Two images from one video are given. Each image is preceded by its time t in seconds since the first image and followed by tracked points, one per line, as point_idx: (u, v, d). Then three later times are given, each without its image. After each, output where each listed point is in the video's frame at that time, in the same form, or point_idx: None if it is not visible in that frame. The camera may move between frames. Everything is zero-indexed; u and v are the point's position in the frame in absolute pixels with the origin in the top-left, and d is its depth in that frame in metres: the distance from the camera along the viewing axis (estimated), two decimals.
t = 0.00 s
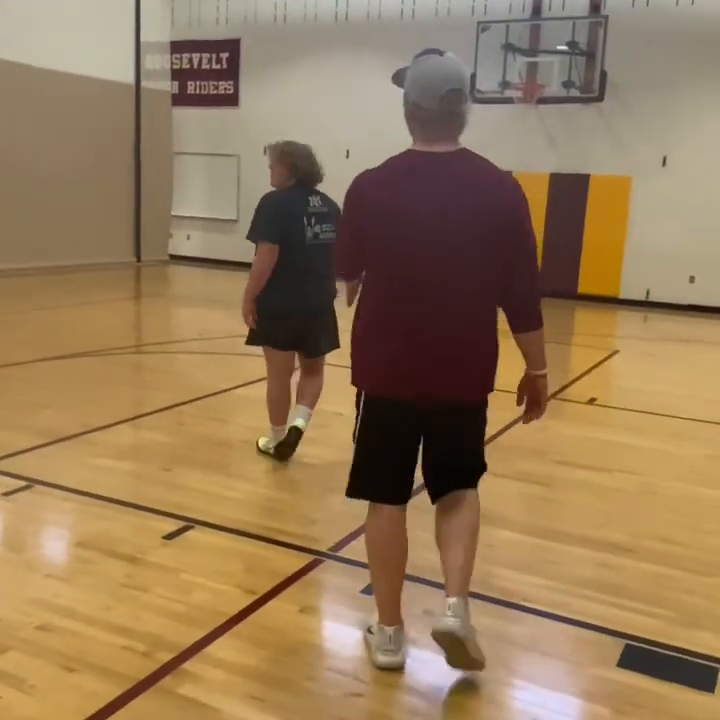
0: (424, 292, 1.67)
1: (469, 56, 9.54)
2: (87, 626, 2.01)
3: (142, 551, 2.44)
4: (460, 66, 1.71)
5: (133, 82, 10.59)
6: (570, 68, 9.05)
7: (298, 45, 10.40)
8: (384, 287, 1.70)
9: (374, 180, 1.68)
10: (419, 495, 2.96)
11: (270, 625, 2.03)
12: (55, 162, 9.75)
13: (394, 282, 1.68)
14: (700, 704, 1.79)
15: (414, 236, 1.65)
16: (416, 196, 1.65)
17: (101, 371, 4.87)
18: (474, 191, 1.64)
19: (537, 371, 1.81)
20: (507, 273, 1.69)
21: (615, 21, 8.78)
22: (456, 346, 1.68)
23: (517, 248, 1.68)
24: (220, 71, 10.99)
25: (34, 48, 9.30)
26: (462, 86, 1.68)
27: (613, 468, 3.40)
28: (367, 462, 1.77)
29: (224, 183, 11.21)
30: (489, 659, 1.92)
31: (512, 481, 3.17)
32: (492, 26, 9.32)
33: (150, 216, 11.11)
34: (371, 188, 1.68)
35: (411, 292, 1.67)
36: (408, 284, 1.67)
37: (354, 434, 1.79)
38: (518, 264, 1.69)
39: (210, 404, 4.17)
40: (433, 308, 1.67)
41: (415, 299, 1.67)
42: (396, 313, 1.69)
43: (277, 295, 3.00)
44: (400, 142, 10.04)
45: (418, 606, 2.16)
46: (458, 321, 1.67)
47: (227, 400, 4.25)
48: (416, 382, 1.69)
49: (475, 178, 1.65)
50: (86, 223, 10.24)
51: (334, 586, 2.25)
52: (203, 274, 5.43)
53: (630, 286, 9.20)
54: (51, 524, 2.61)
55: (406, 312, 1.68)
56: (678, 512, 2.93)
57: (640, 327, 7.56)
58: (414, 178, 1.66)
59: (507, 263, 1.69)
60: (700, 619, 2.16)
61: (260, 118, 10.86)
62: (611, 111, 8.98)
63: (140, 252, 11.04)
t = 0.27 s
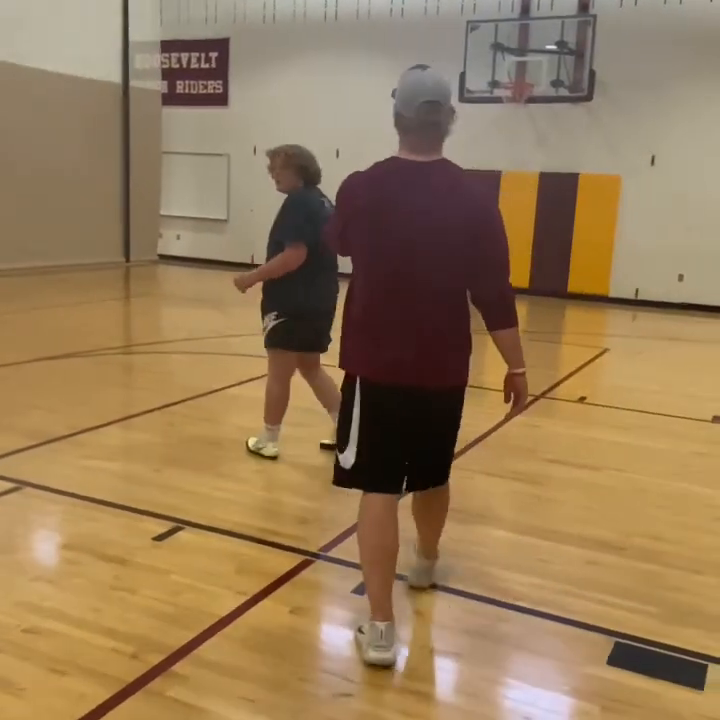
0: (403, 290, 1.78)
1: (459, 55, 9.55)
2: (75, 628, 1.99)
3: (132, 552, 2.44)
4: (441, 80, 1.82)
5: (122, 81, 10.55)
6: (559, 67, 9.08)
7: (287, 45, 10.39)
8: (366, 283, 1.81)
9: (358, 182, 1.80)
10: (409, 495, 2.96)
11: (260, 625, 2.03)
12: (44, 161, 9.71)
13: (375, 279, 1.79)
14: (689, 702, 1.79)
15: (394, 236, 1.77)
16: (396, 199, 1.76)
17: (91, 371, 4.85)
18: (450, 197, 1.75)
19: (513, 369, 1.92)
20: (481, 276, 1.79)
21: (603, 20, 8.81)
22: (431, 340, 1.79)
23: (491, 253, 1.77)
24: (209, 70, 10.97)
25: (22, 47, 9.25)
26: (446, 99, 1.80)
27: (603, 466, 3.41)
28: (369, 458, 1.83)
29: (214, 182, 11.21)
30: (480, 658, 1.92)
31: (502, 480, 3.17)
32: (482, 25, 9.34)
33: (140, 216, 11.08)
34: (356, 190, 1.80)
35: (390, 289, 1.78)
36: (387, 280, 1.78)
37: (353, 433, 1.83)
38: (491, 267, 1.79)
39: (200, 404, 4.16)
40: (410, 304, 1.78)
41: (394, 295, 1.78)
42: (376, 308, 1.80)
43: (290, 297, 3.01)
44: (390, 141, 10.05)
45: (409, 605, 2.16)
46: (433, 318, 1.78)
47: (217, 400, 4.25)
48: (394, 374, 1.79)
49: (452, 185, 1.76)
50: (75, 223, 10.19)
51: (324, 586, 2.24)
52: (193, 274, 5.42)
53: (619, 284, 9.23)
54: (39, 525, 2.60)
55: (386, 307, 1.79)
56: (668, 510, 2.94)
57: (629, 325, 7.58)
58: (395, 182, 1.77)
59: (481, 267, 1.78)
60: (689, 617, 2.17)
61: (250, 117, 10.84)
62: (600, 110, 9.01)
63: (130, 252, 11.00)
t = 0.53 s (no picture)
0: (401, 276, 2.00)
1: (454, 53, 9.54)
2: (70, 626, 1.99)
3: (126, 550, 2.43)
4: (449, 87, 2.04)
5: (117, 78, 10.51)
6: (554, 65, 9.09)
7: (282, 42, 10.39)
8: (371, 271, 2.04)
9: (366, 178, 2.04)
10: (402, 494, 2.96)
11: (255, 624, 2.03)
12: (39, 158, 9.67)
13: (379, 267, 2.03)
14: (683, 698, 1.80)
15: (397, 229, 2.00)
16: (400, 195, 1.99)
17: (85, 369, 4.84)
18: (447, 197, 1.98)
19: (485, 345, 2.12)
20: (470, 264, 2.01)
21: (598, 18, 8.82)
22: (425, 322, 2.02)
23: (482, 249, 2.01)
24: (204, 67, 10.96)
25: (17, 44, 9.20)
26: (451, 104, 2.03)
27: (598, 464, 3.42)
28: (368, 415, 2.07)
29: (208, 180, 11.20)
30: (476, 657, 1.92)
31: (496, 478, 3.17)
32: (477, 23, 9.34)
33: (135, 215, 11.05)
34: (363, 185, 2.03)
35: (389, 274, 2.01)
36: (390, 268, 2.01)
37: (352, 396, 2.05)
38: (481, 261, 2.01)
39: (194, 401, 4.16)
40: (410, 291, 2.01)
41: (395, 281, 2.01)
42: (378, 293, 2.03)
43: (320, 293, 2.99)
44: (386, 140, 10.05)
45: (403, 603, 2.16)
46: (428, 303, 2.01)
47: (212, 398, 4.24)
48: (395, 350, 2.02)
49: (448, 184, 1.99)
50: (70, 221, 10.16)
51: (319, 585, 2.24)
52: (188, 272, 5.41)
53: (614, 282, 9.24)
54: (33, 524, 2.59)
55: (385, 290, 2.02)
56: (661, 508, 2.95)
57: (623, 323, 7.60)
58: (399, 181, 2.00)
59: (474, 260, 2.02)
60: (682, 614, 2.18)
61: (245, 115, 10.83)
62: (595, 108, 9.01)
63: (124, 250, 10.98)
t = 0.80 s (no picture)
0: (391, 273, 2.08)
1: (453, 48, 9.52)
2: (67, 621, 1.99)
3: (124, 545, 2.43)
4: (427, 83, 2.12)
5: (114, 73, 10.46)
6: (553, 60, 9.09)
7: (280, 37, 10.36)
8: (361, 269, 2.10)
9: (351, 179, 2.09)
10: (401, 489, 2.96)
11: (253, 619, 2.03)
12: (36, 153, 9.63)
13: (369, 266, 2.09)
14: (680, 694, 1.80)
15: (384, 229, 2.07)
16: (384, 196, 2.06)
17: (83, 364, 4.84)
18: (431, 192, 2.06)
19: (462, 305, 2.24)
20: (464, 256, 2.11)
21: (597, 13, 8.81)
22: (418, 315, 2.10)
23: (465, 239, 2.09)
24: (202, 62, 10.94)
25: (14, 38, 9.16)
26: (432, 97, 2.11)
27: (595, 459, 3.42)
28: (352, 396, 2.20)
29: (206, 174, 11.18)
30: (473, 651, 1.92)
31: (494, 474, 3.18)
32: (476, 18, 9.33)
33: (132, 209, 11.02)
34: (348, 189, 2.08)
35: (389, 270, 2.08)
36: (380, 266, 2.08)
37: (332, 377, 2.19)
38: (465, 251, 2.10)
39: (192, 397, 4.15)
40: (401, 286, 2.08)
41: (389, 279, 2.08)
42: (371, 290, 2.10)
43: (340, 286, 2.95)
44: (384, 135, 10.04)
45: (401, 598, 2.16)
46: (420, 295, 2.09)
47: (210, 393, 4.24)
48: (392, 345, 2.10)
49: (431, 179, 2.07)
50: (67, 215, 10.13)
51: (316, 580, 2.24)
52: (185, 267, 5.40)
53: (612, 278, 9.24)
54: (31, 519, 2.58)
55: (386, 285, 2.08)
56: (660, 504, 2.95)
57: (621, 319, 7.60)
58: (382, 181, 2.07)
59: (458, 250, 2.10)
60: (680, 610, 2.18)
61: (243, 109, 10.80)
62: (594, 104, 9.01)
63: (122, 245, 10.96)
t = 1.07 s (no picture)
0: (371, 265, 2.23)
1: (455, 43, 9.49)
2: (69, 614, 1.99)
3: (126, 538, 2.43)
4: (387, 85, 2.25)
5: (116, 66, 10.44)
6: (556, 54, 9.08)
7: (282, 31, 10.33)
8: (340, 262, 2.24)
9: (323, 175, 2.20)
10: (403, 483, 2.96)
11: (255, 612, 2.03)
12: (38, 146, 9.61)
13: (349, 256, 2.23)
14: (683, 688, 1.80)
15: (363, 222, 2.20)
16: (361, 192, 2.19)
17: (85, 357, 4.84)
18: (403, 186, 2.21)
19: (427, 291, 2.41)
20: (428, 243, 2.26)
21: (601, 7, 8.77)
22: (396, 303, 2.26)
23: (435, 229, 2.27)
24: (204, 55, 10.90)
25: (16, 31, 9.14)
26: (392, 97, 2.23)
27: (597, 454, 3.41)
28: (334, 379, 2.31)
29: (207, 168, 11.16)
30: (474, 645, 1.92)
31: (496, 468, 3.17)
32: (479, 12, 9.31)
33: (134, 203, 11.01)
34: (324, 186, 2.20)
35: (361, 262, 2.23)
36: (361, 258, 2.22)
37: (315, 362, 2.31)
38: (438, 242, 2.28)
39: (194, 390, 4.15)
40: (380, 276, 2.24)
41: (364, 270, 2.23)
42: (351, 282, 2.24)
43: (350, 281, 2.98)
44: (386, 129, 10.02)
45: (403, 592, 2.16)
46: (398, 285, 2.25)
47: (212, 387, 4.24)
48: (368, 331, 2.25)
49: (402, 173, 2.22)
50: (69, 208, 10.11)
51: (318, 574, 2.24)
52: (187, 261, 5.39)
53: (614, 273, 9.22)
54: (33, 512, 2.59)
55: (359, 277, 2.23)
56: (663, 499, 2.95)
57: (623, 314, 7.59)
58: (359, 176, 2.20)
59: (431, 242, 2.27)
60: (682, 605, 2.18)
61: (244, 102, 10.76)
62: (597, 99, 8.98)
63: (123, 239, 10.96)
